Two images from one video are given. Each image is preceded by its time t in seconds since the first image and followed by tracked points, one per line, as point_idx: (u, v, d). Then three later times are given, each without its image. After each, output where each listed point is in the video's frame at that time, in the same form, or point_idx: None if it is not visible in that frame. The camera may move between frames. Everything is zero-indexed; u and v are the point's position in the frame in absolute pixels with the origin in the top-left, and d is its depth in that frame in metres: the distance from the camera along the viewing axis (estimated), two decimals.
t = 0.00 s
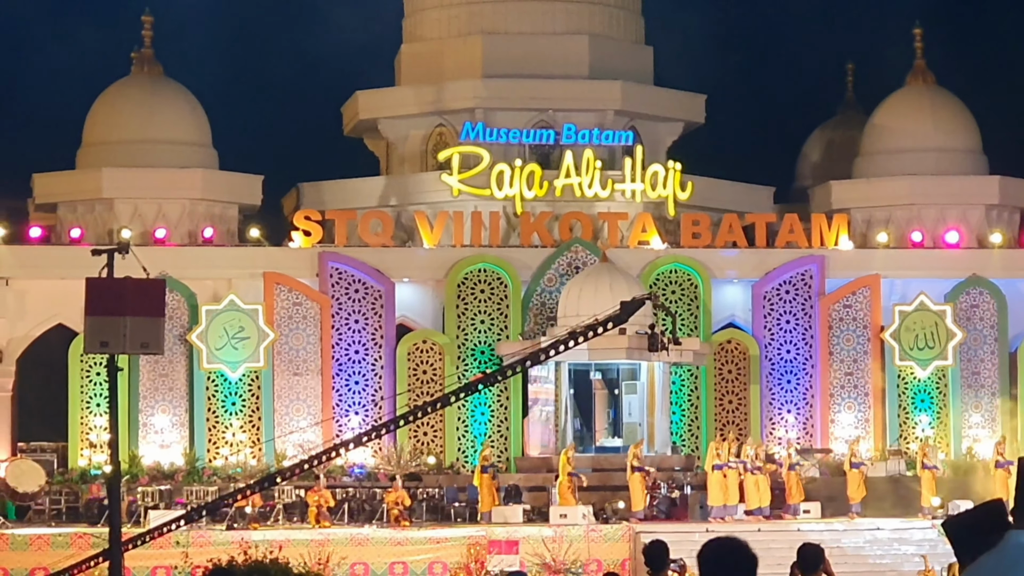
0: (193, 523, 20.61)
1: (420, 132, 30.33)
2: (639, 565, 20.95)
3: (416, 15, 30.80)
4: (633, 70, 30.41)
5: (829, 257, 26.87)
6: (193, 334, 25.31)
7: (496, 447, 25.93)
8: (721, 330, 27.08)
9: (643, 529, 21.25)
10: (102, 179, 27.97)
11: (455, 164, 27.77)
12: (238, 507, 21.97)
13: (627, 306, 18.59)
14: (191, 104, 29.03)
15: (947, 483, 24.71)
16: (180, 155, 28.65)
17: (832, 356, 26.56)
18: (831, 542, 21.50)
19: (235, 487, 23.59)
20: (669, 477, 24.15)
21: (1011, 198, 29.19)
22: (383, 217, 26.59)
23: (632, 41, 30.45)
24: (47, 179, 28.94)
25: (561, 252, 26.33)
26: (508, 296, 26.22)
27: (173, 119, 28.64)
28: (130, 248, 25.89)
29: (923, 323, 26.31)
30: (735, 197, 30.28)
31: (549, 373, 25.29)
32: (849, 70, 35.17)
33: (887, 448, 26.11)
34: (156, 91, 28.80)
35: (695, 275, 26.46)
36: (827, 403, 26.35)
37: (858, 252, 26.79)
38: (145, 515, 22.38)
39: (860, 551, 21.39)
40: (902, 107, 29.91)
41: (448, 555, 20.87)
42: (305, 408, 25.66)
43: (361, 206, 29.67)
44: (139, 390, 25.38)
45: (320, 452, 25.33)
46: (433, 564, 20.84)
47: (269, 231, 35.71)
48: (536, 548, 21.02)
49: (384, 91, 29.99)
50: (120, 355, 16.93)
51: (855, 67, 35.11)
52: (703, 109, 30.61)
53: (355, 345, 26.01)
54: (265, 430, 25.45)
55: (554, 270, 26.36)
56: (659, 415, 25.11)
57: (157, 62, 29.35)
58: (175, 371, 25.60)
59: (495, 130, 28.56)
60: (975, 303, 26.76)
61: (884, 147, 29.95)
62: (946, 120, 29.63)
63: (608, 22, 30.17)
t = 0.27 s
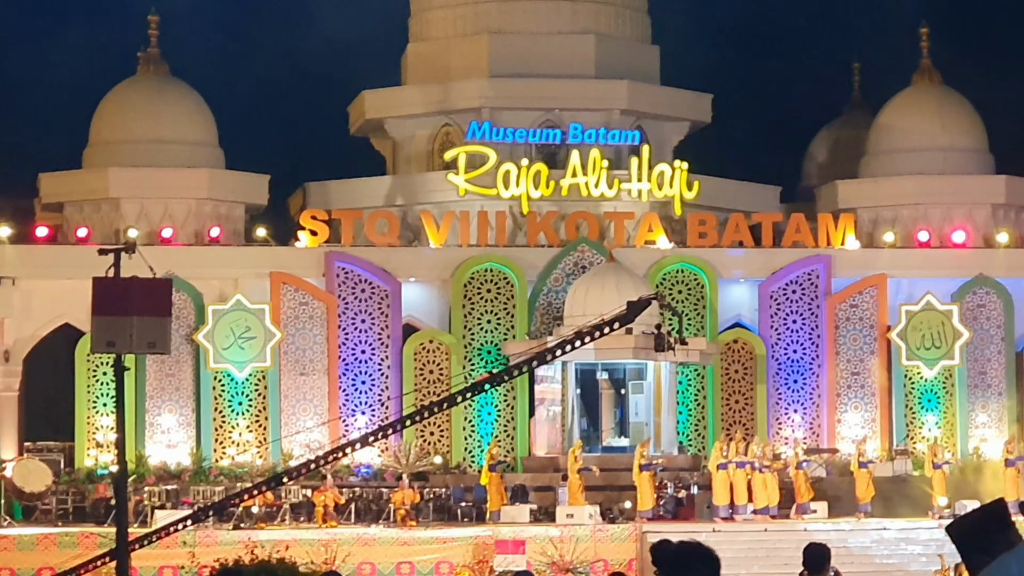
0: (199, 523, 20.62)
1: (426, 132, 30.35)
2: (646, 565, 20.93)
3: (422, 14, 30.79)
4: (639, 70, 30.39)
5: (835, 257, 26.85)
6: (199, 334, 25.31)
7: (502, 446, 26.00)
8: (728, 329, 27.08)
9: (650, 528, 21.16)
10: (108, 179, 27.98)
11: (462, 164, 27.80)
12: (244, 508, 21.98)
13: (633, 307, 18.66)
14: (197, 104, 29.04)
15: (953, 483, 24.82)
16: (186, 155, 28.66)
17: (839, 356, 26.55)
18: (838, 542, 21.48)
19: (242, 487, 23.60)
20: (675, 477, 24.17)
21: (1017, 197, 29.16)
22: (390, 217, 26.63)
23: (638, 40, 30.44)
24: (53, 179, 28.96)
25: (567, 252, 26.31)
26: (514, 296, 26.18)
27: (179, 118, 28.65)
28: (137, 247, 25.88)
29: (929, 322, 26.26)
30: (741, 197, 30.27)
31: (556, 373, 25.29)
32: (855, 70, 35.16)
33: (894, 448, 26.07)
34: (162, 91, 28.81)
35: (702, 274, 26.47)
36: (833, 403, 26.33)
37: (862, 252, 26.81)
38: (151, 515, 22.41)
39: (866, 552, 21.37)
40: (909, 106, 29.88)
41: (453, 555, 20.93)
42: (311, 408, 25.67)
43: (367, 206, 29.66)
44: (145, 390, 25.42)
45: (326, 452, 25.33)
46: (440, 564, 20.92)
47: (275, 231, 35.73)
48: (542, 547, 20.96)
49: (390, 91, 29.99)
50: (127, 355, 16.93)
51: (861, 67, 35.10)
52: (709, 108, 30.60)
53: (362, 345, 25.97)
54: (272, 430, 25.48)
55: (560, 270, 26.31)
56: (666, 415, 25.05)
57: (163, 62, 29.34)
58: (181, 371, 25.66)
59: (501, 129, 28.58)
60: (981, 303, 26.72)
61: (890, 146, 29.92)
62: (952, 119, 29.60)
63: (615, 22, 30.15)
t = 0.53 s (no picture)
0: (202, 527, 20.63)
1: (429, 136, 30.35)
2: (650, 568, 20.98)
3: (426, 18, 30.79)
4: (642, 74, 30.39)
5: (839, 261, 26.86)
6: (202, 337, 25.38)
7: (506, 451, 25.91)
8: (731, 333, 27.02)
9: (652, 532, 21.28)
10: (112, 183, 27.99)
11: (465, 168, 27.83)
12: (247, 512, 21.98)
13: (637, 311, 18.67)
14: (201, 108, 29.05)
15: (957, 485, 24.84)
16: (190, 158, 28.67)
17: (842, 360, 26.52)
18: (841, 546, 21.48)
19: (245, 491, 23.62)
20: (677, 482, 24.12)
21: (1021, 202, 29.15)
22: (392, 220, 26.59)
23: (641, 45, 30.44)
24: (56, 183, 28.98)
25: (570, 256, 26.31)
26: (517, 300, 26.20)
27: (182, 122, 28.66)
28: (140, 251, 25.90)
29: (933, 327, 26.30)
30: (745, 201, 30.27)
31: (559, 377, 25.25)
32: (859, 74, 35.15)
33: (897, 453, 26.05)
34: (166, 94, 28.82)
35: (705, 278, 26.45)
36: (837, 407, 26.33)
37: (866, 256, 26.82)
38: (154, 519, 22.41)
39: (869, 557, 21.38)
40: (912, 111, 29.87)
41: (455, 559, 20.93)
42: (314, 412, 25.66)
43: (370, 210, 29.67)
44: (148, 394, 25.42)
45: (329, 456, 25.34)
46: (442, 568, 20.92)
47: (279, 235, 35.75)
48: (546, 552, 20.90)
49: (394, 95, 30.00)
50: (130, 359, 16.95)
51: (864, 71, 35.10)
52: (712, 112, 30.62)
53: (365, 349, 25.95)
54: (275, 434, 25.50)
55: (563, 274, 26.32)
56: (669, 419, 25.01)
57: (166, 65, 29.35)
58: (184, 375, 25.61)
59: (504, 133, 28.53)
60: (985, 307, 26.71)
61: (893, 151, 29.92)
62: (956, 123, 29.59)
63: (618, 26, 30.15)
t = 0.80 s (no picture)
0: (203, 535, 20.64)
1: (429, 144, 30.33)
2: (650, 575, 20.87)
3: (425, 26, 30.79)
4: (642, 81, 30.40)
5: (839, 269, 26.81)
6: (202, 345, 25.39)
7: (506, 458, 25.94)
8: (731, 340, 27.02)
9: (653, 540, 21.19)
10: (111, 191, 28.00)
11: (464, 176, 27.84)
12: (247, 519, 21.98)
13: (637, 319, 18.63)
14: (200, 115, 29.05)
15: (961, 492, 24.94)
16: (189, 166, 28.68)
17: (842, 368, 26.52)
18: (841, 554, 21.45)
19: (246, 498, 23.62)
20: (678, 490, 24.02)
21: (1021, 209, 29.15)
22: (392, 228, 26.63)
23: (641, 52, 30.45)
24: (56, 191, 28.98)
25: (570, 263, 26.31)
26: (517, 308, 26.21)
27: (182, 130, 28.68)
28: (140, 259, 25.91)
29: (933, 334, 26.28)
30: (745, 208, 30.28)
31: (559, 385, 25.30)
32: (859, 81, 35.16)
33: (898, 460, 26.07)
34: (165, 102, 28.83)
35: (704, 285, 26.44)
36: (837, 414, 26.32)
37: (867, 264, 26.74)
38: (155, 527, 22.48)
39: (869, 565, 21.37)
40: (912, 118, 29.88)
41: (456, 567, 20.92)
42: (315, 419, 25.66)
43: (370, 217, 29.68)
44: (148, 402, 25.46)
45: (329, 463, 25.37)
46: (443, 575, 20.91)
47: (279, 242, 35.75)
48: (546, 560, 20.94)
49: (393, 103, 30.01)
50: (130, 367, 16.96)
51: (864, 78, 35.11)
52: (712, 119, 30.65)
53: (365, 357, 25.97)
54: (275, 442, 25.48)
55: (563, 282, 26.31)
56: (670, 427, 24.95)
57: (166, 73, 29.36)
58: (184, 383, 25.62)
59: (504, 141, 28.60)
60: (985, 315, 26.72)
61: (893, 158, 29.93)
62: (955, 130, 29.59)
63: (618, 33, 30.17)
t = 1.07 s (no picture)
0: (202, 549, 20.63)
1: (429, 159, 30.38)
2: None
3: (424, 40, 30.81)
4: (641, 96, 30.43)
5: (838, 283, 26.86)
6: (201, 360, 25.32)
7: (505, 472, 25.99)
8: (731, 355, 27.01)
9: (652, 553, 21.19)
10: (111, 205, 28.00)
11: (463, 190, 27.85)
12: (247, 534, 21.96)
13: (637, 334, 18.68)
14: (200, 130, 29.07)
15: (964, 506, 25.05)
16: (189, 181, 28.69)
17: (842, 382, 26.54)
18: (841, 568, 21.45)
19: (245, 512, 23.61)
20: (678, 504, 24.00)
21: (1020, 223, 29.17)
22: (392, 243, 26.55)
23: (640, 66, 30.48)
24: (56, 205, 28.99)
25: (569, 278, 26.32)
26: (517, 322, 26.21)
27: (181, 145, 28.68)
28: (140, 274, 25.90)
29: (933, 348, 26.25)
30: (744, 223, 30.30)
31: (558, 400, 25.25)
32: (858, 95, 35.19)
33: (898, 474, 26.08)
34: (165, 117, 28.84)
35: (703, 300, 26.47)
36: (837, 428, 26.31)
37: (865, 279, 26.79)
38: (153, 542, 22.44)
39: None
40: (911, 132, 29.90)
41: None
42: (314, 434, 25.68)
43: (370, 232, 29.70)
44: (148, 417, 25.43)
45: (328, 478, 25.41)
46: None
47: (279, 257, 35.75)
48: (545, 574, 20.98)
49: (393, 117, 30.03)
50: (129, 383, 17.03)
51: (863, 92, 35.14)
52: (711, 134, 30.66)
53: (364, 372, 25.97)
54: (274, 457, 25.46)
55: (562, 296, 26.34)
56: (669, 440, 24.99)
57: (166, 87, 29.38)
58: (184, 398, 25.65)
59: (503, 156, 28.65)
60: (984, 329, 26.71)
61: (892, 172, 29.95)
62: (954, 144, 29.61)
63: (617, 48, 30.20)
